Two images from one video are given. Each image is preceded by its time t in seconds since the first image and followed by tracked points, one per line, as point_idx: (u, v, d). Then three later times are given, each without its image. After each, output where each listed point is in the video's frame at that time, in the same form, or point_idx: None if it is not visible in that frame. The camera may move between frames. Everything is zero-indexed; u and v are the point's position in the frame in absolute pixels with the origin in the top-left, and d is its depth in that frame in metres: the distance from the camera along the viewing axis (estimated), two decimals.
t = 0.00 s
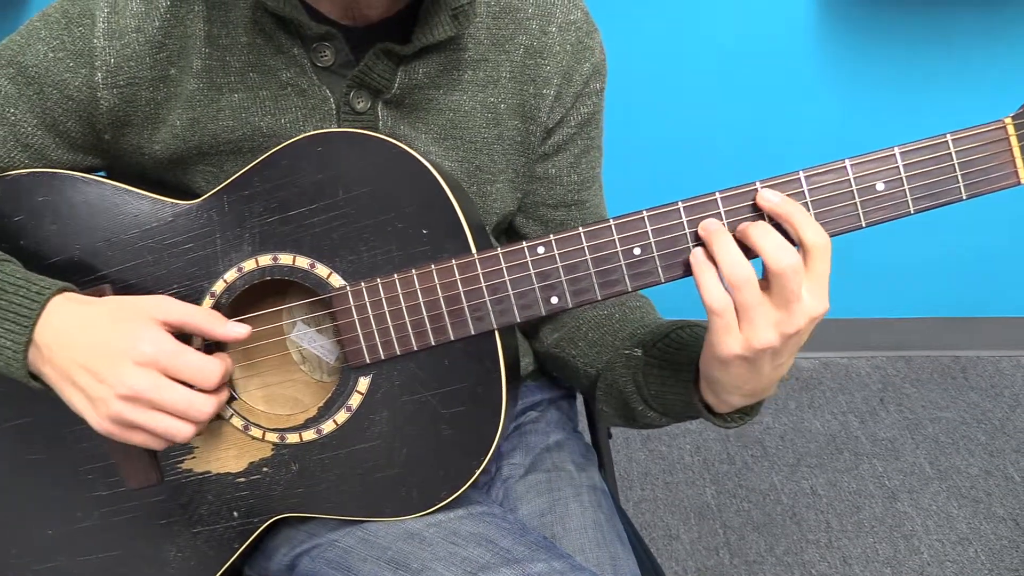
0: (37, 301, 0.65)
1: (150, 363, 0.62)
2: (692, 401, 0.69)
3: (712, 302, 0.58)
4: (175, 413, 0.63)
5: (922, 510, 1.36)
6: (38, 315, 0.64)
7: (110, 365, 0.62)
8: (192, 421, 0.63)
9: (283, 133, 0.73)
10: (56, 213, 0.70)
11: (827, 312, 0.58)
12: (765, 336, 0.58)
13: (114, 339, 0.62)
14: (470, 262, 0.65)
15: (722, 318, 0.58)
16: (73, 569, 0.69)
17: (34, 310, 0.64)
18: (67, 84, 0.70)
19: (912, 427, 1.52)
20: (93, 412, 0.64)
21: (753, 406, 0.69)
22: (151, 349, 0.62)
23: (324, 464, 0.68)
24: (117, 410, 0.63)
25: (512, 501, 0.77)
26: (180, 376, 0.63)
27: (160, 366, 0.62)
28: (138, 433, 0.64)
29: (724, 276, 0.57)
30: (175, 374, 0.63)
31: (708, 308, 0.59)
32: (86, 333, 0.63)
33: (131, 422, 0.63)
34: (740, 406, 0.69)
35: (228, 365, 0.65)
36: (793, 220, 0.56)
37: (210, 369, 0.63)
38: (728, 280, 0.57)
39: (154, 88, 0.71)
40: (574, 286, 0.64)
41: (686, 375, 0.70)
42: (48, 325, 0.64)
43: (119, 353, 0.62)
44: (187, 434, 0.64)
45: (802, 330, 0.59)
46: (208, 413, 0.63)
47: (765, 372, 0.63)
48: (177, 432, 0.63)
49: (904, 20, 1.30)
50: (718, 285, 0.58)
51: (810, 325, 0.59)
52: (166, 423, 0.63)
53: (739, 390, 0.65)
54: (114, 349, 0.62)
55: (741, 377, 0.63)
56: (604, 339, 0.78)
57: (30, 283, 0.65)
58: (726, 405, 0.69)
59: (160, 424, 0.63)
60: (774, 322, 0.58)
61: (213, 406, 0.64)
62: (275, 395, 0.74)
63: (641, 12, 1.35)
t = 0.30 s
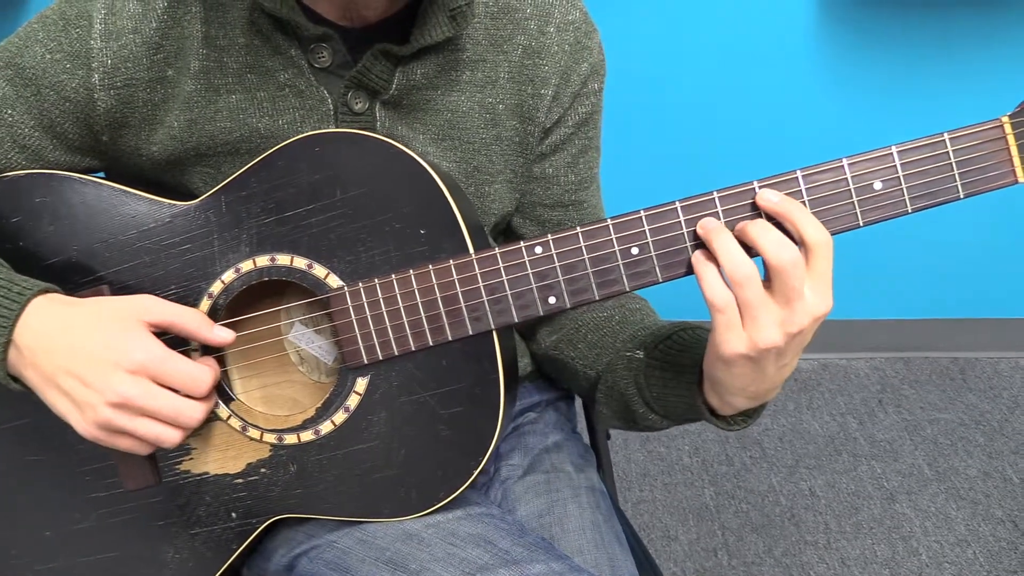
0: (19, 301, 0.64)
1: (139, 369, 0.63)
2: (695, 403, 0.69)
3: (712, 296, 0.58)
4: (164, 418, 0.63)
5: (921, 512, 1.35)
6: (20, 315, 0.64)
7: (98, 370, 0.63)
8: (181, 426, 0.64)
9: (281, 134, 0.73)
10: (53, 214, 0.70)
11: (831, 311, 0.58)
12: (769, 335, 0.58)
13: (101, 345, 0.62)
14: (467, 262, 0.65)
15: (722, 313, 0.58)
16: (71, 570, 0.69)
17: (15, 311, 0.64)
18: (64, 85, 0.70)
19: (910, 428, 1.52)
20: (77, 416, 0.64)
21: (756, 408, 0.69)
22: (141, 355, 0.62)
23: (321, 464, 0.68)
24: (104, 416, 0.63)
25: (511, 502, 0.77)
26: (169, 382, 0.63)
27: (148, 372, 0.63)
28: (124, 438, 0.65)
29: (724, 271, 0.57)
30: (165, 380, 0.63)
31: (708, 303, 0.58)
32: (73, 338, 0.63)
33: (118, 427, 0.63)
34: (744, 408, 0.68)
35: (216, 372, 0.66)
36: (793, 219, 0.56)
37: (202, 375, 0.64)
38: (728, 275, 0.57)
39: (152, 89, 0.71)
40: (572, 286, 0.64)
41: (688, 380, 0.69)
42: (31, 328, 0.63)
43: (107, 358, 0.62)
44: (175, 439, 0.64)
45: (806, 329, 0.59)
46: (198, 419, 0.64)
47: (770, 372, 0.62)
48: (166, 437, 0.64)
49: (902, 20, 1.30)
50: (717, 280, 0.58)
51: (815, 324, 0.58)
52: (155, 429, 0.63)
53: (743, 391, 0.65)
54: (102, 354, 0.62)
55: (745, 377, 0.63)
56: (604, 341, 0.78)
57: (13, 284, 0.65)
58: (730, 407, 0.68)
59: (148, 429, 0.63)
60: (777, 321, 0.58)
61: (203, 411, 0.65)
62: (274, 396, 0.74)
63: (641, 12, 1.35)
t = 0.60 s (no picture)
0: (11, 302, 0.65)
1: (130, 374, 0.63)
2: (690, 408, 0.68)
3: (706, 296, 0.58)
4: (156, 422, 0.64)
5: (919, 512, 1.36)
6: (10, 316, 0.64)
7: (90, 374, 0.63)
8: (173, 430, 0.65)
9: (279, 134, 0.73)
10: (53, 215, 0.70)
11: (825, 313, 0.58)
12: (763, 337, 0.58)
13: (93, 349, 0.63)
14: (463, 263, 0.65)
15: (716, 313, 0.58)
16: (69, 569, 0.69)
17: (8, 311, 0.64)
18: (64, 86, 0.70)
19: (908, 429, 1.52)
20: (69, 418, 0.64)
21: (751, 413, 0.69)
22: (133, 360, 0.62)
23: (317, 464, 0.68)
24: (95, 420, 0.63)
25: (510, 502, 0.77)
26: (161, 387, 0.64)
27: (139, 375, 0.63)
28: (116, 441, 0.65)
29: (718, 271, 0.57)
30: (158, 385, 0.63)
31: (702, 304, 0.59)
32: (65, 341, 0.63)
33: (110, 431, 0.64)
34: (738, 413, 0.68)
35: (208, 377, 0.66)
36: (791, 219, 0.56)
37: (193, 381, 0.64)
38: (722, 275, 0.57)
39: (150, 89, 0.71)
40: (568, 286, 0.64)
41: (682, 386, 0.69)
42: (23, 331, 0.64)
43: (99, 363, 0.63)
44: (167, 443, 0.65)
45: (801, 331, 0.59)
46: (190, 423, 0.64)
47: (764, 375, 0.62)
48: (158, 440, 0.64)
49: (901, 21, 1.30)
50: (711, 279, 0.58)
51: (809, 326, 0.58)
52: (147, 432, 0.64)
53: (738, 395, 0.65)
54: (95, 358, 0.63)
55: (740, 381, 0.63)
56: (598, 344, 0.78)
57: (8, 284, 0.66)
58: (724, 411, 0.68)
59: (140, 433, 0.64)
60: (771, 322, 0.58)
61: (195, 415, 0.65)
62: (275, 396, 0.74)
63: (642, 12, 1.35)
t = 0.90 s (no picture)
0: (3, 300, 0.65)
1: (127, 374, 0.63)
2: (699, 411, 0.69)
3: (703, 296, 0.58)
4: (151, 422, 0.64)
5: (918, 512, 1.36)
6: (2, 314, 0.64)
7: (85, 374, 0.63)
8: (167, 430, 0.65)
9: (276, 134, 0.73)
10: (51, 216, 0.70)
11: (826, 309, 0.58)
12: (766, 336, 0.58)
13: (90, 349, 0.63)
14: (458, 262, 0.65)
15: (715, 314, 0.58)
16: (68, 570, 0.69)
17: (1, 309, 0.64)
18: (61, 87, 0.70)
19: (908, 428, 1.53)
20: (62, 417, 0.64)
21: (758, 414, 0.69)
22: (129, 361, 0.63)
23: (315, 464, 0.68)
24: (90, 419, 0.63)
25: (510, 502, 0.77)
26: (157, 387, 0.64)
27: (135, 376, 0.63)
28: (110, 440, 0.65)
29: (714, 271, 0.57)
30: (154, 386, 0.63)
31: (699, 304, 0.58)
32: (62, 340, 0.63)
33: (104, 430, 0.64)
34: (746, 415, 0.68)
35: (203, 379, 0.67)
36: (788, 216, 0.56)
37: (189, 383, 0.64)
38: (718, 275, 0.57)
39: (148, 90, 0.71)
40: (563, 286, 0.64)
41: (690, 389, 0.69)
42: (20, 328, 0.64)
43: (95, 363, 0.63)
44: (161, 443, 0.65)
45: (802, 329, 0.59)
46: (185, 424, 0.65)
47: (771, 376, 0.62)
48: (152, 441, 0.64)
49: (898, 19, 1.30)
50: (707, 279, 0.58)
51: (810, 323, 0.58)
52: (141, 433, 0.64)
53: (748, 397, 0.65)
54: (91, 358, 0.63)
55: (747, 383, 0.63)
56: (602, 346, 0.78)
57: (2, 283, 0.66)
58: (734, 414, 0.68)
59: (134, 433, 0.64)
60: (772, 321, 0.58)
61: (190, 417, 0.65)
62: (275, 398, 0.75)
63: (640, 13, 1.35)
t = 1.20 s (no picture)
0: None
1: (127, 373, 0.63)
2: (704, 413, 0.68)
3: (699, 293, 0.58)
4: (150, 421, 0.64)
5: (917, 512, 1.36)
6: None
7: (86, 371, 0.63)
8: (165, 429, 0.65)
9: (277, 134, 0.73)
10: (51, 216, 0.71)
11: (825, 305, 0.58)
12: (766, 332, 0.58)
13: (91, 346, 0.63)
14: (459, 263, 0.65)
15: (711, 310, 0.58)
16: (68, 571, 0.70)
17: None
18: (63, 84, 0.70)
19: (907, 428, 1.53)
20: (59, 414, 0.64)
21: (763, 420, 0.68)
22: (129, 359, 0.63)
23: (315, 465, 0.68)
24: (88, 417, 0.63)
25: (509, 502, 0.77)
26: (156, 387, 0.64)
27: (135, 375, 0.63)
28: (107, 438, 0.65)
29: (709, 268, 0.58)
30: (154, 384, 0.64)
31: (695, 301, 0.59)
32: (63, 337, 0.63)
33: (102, 428, 0.64)
34: (751, 419, 0.68)
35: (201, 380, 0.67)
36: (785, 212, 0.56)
37: (188, 382, 0.65)
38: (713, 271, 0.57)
39: (149, 87, 0.71)
40: (563, 286, 0.64)
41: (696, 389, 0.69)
42: (20, 324, 0.64)
43: (96, 360, 0.63)
44: (158, 441, 0.65)
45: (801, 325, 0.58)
46: (183, 424, 0.65)
47: (774, 375, 0.62)
48: (150, 439, 0.65)
49: (899, 20, 1.30)
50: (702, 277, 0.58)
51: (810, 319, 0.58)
52: (139, 431, 0.64)
53: (752, 399, 0.64)
54: (92, 355, 0.63)
55: (751, 381, 0.62)
56: (604, 349, 0.78)
57: None
58: (738, 416, 0.68)
59: (132, 431, 0.64)
60: (772, 316, 0.58)
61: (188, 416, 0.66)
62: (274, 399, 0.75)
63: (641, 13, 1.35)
